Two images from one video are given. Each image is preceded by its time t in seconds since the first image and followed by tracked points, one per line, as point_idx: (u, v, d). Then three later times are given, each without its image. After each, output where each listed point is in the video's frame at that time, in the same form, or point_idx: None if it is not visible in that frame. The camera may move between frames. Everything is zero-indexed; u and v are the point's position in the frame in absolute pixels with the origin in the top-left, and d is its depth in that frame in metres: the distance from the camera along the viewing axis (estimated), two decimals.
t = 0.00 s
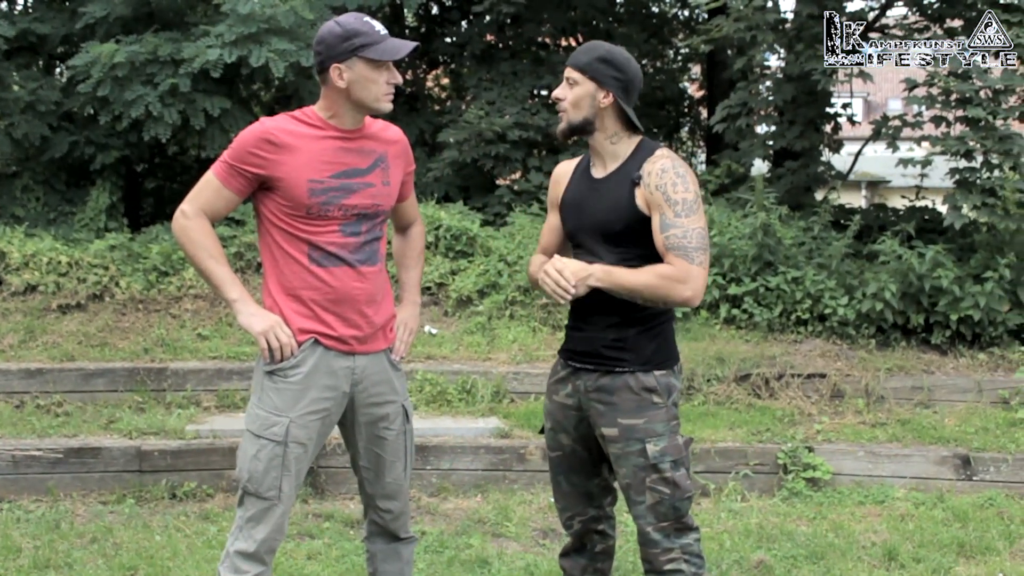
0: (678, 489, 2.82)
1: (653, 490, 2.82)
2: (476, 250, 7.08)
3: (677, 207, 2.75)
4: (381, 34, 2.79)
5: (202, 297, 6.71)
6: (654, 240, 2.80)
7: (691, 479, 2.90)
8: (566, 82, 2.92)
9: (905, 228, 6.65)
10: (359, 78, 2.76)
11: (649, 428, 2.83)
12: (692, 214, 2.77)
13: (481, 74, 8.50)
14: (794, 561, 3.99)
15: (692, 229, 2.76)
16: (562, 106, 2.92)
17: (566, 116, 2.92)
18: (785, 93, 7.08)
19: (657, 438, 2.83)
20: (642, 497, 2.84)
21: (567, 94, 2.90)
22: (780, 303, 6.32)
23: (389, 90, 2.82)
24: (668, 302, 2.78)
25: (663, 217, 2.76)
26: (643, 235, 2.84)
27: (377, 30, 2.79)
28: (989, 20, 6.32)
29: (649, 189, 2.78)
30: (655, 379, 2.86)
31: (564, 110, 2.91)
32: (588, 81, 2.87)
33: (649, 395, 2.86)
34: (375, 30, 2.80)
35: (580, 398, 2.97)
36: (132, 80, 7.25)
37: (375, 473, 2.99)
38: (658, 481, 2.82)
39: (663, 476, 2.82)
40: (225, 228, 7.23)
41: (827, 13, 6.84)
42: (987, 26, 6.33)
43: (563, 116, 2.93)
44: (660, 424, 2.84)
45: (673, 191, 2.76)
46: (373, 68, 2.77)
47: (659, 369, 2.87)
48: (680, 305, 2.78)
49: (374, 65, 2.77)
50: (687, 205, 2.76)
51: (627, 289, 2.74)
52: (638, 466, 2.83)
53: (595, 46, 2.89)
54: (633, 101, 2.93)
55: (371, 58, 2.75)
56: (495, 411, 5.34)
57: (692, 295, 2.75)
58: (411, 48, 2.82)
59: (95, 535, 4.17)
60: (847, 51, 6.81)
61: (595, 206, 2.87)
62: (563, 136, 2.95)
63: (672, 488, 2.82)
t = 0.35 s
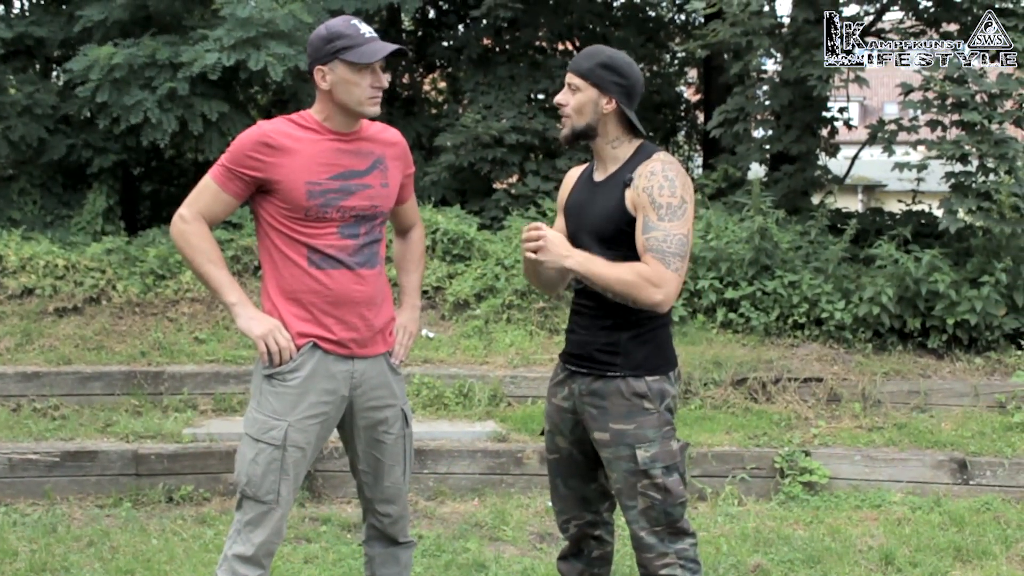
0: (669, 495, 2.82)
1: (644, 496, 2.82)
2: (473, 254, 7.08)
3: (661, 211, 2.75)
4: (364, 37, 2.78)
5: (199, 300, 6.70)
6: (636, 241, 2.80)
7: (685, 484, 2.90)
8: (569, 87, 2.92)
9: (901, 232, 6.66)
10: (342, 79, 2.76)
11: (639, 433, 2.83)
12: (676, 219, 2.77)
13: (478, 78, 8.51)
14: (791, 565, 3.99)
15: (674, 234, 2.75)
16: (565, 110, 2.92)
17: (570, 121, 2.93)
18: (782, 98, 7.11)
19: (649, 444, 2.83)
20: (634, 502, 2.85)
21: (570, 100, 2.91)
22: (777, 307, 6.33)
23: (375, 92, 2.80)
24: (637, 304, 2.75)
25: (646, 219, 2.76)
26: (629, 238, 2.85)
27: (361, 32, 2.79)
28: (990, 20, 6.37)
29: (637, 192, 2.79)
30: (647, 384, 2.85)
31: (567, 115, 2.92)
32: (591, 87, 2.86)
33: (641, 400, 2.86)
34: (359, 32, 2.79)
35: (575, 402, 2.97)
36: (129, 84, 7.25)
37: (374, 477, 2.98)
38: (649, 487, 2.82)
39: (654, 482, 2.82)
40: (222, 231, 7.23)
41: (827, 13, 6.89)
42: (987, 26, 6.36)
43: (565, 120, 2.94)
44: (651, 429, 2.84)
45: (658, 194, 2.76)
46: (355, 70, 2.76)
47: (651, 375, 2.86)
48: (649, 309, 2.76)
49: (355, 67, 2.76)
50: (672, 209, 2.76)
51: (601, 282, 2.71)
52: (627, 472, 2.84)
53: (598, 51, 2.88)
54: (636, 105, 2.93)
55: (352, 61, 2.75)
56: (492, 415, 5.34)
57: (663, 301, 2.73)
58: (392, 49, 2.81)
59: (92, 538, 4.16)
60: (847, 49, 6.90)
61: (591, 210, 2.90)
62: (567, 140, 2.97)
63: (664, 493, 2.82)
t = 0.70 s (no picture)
0: (675, 502, 2.82)
1: (650, 503, 2.82)
2: (478, 260, 7.09)
3: (691, 212, 2.76)
4: (348, 35, 2.81)
5: (204, 307, 6.72)
6: (668, 244, 2.77)
7: (691, 491, 2.89)
8: (577, 95, 2.93)
9: (906, 237, 6.66)
10: (327, 79, 2.81)
11: (645, 440, 2.83)
12: (703, 221, 2.79)
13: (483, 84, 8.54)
14: (797, 572, 3.98)
15: (707, 235, 2.77)
16: (573, 117, 2.93)
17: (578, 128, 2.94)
18: (786, 104, 7.11)
19: (654, 451, 2.83)
20: (640, 509, 2.85)
21: (578, 107, 2.91)
22: (782, 313, 6.33)
23: (358, 88, 2.80)
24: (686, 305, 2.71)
25: (678, 221, 2.75)
26: (649, 242, 2.84)
27: (347, 31, 2.82)
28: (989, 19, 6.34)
29: (656, 197, 2.79)
30: (653, 391, 2.85)
31: (575, 123, 2.92)
32: (600, 94, 2.88)
33: (647, 407, 2.86)
34: (347, 31, 2.83)
35: (581, 409, 2.98)
36: (135, 92, 7.28)
37: (379, 485, 2.99)
38: (656, 494, 2.82)
39: (660, 489, 2.82)
40: (227, 238, 7.25)
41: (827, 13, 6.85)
42: (987, 26, 6.35)
43: (573, 128, 2.94)
44: (657, 436, 2.84)
45: (684, 198, 2.78)
46: (338, 68, 2.79)
47: (657, 382, 2.87)
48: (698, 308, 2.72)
49: (339, 64, 2.79)
50: (699, 212, 2.78)
51: (655, 282, 2.65)
52: (633, 479, 2.84)
53: (606, 59, 2.90)
54: (644, 113, 2.95)
55: (333, 59, 2.79)
56: (497, 421, 5.34)
57: (714, 298, 2.69)
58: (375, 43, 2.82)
59: (98, 545, 4.17)
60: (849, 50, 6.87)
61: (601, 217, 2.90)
62: (574, 148, 2.96)
63: (670, 500, 2.82)
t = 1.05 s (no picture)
0: (686, 517, 2.82)
1: (661, 517, 2.82)
2: (483, 275, 7.12)
3: (686, 234, 2.76)
4: (361, 50, 2.84)
5: (211, 323, 6.74)
6: (659, 263, 2.80)
7: (702, 505, 2.89)
8: (598, 107, 2.93)
9: (911, 250, 6.66)
10: (339, 92, 2.83)
11: (656, 454, 2.83)
12: (700, 243, 2.77)
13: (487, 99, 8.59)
14: None
15: (697, 258, 2.76)
16: (592, 130, 2.93)
17: (598, 141, 2.94)
18: (790, 117, 7.12)
19: (665, 465, 2.83)
20: (651, 523, 2.84)
21: (599, 120, 2.91)
22: (788, 326, 6.34)
23: (369, 103, 2.83)
24: (660, 330, 2.79)
25: (670, 241, 2.77)
26: (653, 257, 2.86)
27: (360, 46, 2.84)
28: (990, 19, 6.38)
29: (663, 214, 2.80)
30: (664, 406, 2.85)
31: (595, 135, 2.92)
32: (622, 109, 2.88)
33: (658, 421, 2.86)
34: (359, 46, 2.86)
35: (593, 422, 2.98)
36: (141, 109, 7.32)
37: (387, 500, 2.99)
38: (666, 508, 2.82)
39: (671, 503, 2.82)
40: (233, 254, 7.28)
41: (826, 13, 6.72)
42: (987, 25, 6.39)
43: (592, 140, 2.94)
44: (668, 451, 2.84)
45: (684, 218, 2.78)
46: (350, 82, 2.82)
47: (668, 397, 2.87)
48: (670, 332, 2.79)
49: (351, 78, 2.82)
50: (697, 233, 2.77)
51: (619, 310, 2.73)
52: (644, 493, 2.84)
53: (629, 74, 2.90)
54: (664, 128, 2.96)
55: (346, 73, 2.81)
56: (503, 436, 5.34)
57: (682, 324, 2.74)
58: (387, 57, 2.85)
59: (105, 562, 4.17)
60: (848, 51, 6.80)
61: (615, 230, 2.90)
62: (592, 160, 2.97)
63: (681, 515, 2.82)
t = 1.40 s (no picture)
0: (692, 531, 2.82)
1: (666, 531, 2.82)
2: (490, 289, 7.13)
3: (696, 246, 2.77)
4: (383, 74, 2.85)
5: (218, 338, 6.75)
6: (673, 276, 2.81)
7: (708, 520, 2.89)
8: (606, 123, 2.95)
9: (918, 262, 6.66)
10: (355, 113, 2.84)
11: (661, 469, 2.84)
12: (712, 254, 2.78)
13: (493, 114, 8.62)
14: None
15: (711, 269, 2.77)
16: (600, 146, 2.95)
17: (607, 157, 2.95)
18: (796, 129, 7.14)
19: (670, 480, 2.83)
20: (656, 537, 2.85)
21: (607, 135, 2.93)
22: (795, 338, 6.33)
23: (385, 128, 2.85)
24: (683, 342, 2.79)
25: (681, 254, 2.78)
26: (665, 271, 2.87)
27: (380, 70, 2.86)
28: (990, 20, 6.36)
29: (671, 228, 2.81)
30: (669, 420, 2.86)
31: (603, 151, 2.94)
32: (629, 124, 2.90)
33: (663, 435, 2.87)
34: (381, 70, 2.87)
35: (599, 436, 2.99)
36: (148, 124, 7.37)
37: (389, 515, 2.99)
38: (672, 522, 2.82)
39: (677, 518, 2.82)
40: (239, 269, 7.30)
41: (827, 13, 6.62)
42: (987, 26, 6.38)
43: (601, 156, 2.96)
44: (673, 465, 2.84)
45: (693, 230, 2.78)
46: (368, 105, 2.83)
47: (674, 411, 2.87)
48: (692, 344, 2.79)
49: (370, 101, 2.83)
50: (707, 244, 2.77)
51: (645, 320, 2.75)
52: (649, 507, 2.84)
53: (636, 89, 2.92)
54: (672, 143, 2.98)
55: (365, 96, 2.82)
56: (511, 450, 5.33)
57: (706, 335, 2.75)
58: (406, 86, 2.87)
59: None
60: (848, 51, 6.70)
61: (624, 244, 2.92)
62: (601, 175, 2.98)
63: (687, 529, 2.82)
